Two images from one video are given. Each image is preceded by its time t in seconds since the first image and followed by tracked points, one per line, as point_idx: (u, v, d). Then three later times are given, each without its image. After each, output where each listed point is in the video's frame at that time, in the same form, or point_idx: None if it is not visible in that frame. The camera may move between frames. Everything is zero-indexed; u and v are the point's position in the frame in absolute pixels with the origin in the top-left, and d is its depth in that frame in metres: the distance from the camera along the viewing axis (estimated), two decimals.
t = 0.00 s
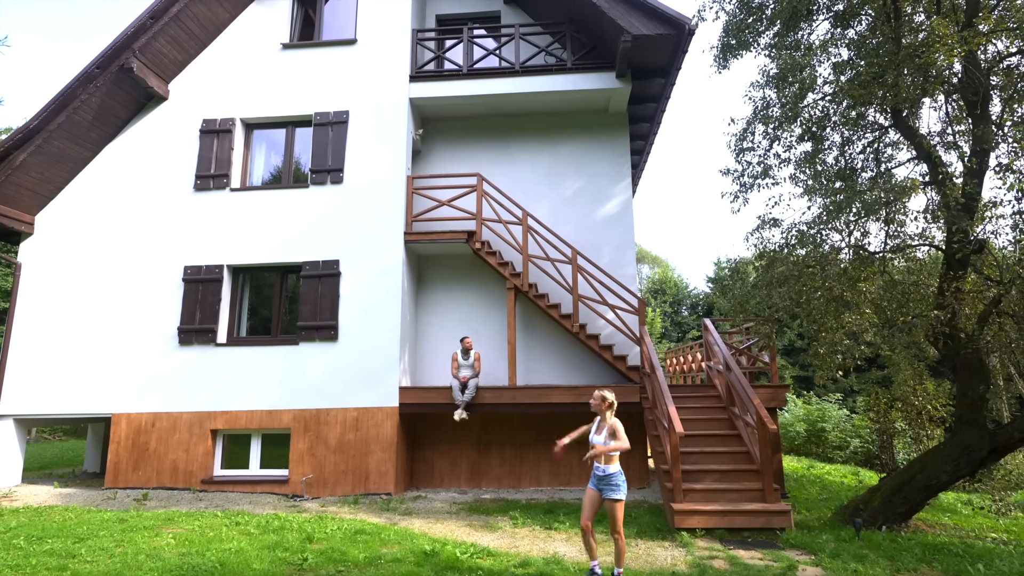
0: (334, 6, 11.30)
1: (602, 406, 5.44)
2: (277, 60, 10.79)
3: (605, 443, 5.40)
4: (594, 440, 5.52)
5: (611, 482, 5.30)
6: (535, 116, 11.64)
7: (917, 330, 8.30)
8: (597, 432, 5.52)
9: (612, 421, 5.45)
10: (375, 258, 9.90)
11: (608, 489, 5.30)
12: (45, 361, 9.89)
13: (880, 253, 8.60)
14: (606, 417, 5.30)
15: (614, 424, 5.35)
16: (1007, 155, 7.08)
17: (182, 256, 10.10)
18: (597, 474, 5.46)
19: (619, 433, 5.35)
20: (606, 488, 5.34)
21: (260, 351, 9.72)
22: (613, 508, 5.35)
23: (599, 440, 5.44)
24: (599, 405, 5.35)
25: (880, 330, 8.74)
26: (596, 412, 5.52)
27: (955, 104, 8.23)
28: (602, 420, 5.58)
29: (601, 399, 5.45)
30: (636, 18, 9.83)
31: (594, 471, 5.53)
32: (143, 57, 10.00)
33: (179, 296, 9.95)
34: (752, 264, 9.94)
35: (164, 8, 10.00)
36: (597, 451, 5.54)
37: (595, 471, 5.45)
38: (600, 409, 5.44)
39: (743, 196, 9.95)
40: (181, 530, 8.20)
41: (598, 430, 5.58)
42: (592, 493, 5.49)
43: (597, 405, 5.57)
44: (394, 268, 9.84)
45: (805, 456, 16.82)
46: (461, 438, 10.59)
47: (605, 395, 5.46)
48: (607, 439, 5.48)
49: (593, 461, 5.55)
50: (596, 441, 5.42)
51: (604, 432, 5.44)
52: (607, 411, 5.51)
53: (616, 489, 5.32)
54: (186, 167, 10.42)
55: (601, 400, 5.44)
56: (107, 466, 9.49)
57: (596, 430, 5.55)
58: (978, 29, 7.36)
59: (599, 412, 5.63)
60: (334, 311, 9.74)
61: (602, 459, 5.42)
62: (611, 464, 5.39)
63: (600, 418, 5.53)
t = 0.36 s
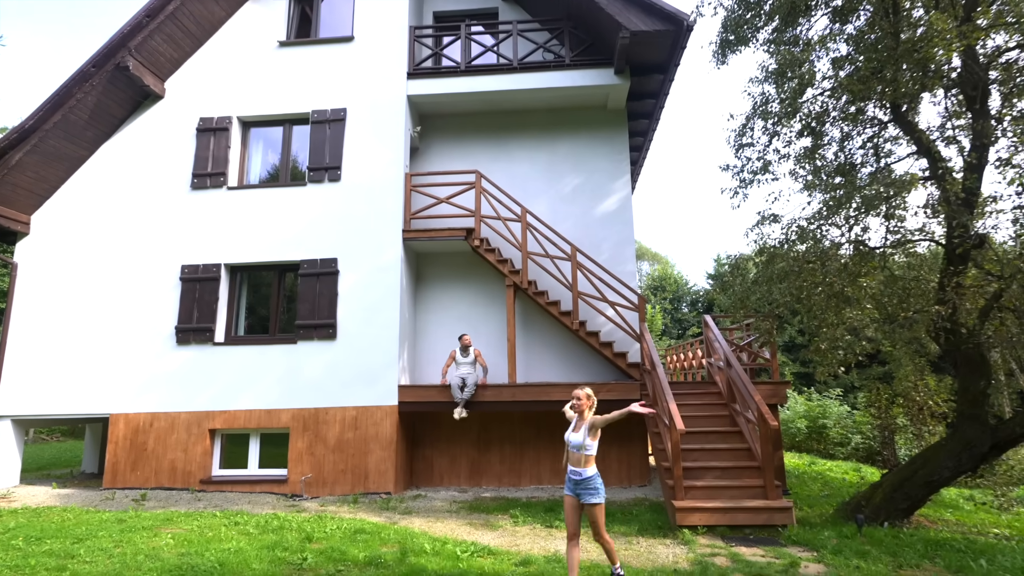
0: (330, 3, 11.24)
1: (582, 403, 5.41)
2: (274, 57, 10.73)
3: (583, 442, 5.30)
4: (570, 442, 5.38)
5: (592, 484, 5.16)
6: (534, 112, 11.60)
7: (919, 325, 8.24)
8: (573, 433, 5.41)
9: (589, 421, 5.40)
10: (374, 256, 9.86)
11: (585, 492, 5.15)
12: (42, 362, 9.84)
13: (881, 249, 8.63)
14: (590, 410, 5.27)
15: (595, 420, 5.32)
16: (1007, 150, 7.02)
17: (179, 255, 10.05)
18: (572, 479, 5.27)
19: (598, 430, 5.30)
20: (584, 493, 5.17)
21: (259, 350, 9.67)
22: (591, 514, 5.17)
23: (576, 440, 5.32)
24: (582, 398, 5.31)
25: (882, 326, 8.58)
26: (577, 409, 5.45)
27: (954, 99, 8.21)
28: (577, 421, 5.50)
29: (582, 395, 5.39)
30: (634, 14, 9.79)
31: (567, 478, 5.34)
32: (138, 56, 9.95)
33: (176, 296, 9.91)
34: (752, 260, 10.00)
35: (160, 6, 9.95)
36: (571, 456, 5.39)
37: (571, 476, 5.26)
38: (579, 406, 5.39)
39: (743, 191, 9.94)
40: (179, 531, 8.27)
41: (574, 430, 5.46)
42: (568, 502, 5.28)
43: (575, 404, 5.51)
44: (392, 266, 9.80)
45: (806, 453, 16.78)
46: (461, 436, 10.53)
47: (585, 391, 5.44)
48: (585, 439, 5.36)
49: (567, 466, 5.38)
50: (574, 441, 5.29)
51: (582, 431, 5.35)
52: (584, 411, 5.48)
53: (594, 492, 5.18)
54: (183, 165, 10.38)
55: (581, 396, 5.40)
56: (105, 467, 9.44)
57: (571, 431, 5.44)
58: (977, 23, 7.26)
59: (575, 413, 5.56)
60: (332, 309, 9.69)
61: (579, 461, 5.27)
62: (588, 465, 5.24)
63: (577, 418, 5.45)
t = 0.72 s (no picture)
0: None
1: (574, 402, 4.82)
2: (255, 33, 10.02)
3: (572, 443, 4.77)
4: (556, 443, 4.86)
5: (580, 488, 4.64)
6: (535, 92, 10.89)
7: (951, 321, 7.80)
8: (560, 433, 4.87)
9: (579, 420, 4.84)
10: (364, 246, 9.21)
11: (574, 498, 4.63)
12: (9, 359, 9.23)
13: (910, 238, 8.07)
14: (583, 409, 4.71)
15: (587, 420, 4.76)
16: None
17: (155, 246, 9.41)
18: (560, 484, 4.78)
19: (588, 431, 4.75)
20: (573, 498, 4.65)
21: (241, 347, 9.05)
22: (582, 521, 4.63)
23: (564, 441, 4.79)
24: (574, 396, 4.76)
25: (911, 321, 8.23)
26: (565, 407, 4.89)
27: (990, 77, 7.49)
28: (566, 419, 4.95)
29: (573, 394, 4.79)
30: None
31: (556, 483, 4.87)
32: (109, 31, 9.29)
33: (153, 289, 9.28)
34: (772, 250, 9.32)
35: None
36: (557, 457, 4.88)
37: (557, 480, 4.77)
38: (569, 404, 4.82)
39: (761, 176, 9.22)
40: (158, 541, 7.63)
41: (562, 429, 4.92)
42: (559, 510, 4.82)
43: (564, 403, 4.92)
44: (384, 256, 9.16)
45: (828, 457, 15.99)
46: (458, 440, 9.89)
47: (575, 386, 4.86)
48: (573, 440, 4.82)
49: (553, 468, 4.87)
50: (562, 442, 4.77)
51: (571, 430, 4.81)
52: (574, 409, 4.91)
53: (585, 497, 4.64)
54: (159, 149, 9.71)
55: (570, 393, 4.82)
56: (77, 473, 8.83)
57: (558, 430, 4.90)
58: None
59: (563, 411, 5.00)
60: (320, 303, 9.05)
61: (566, 464, 4.75)
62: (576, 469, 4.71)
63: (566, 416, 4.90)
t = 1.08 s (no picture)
0: None
1: (573, 405, 4.28)
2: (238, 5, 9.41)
3: (574, 451, 4.19)
4: (554, 451, 4.29)
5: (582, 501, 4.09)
6: (537, 69, 10.26)
7: (982, 313, 7.35)
8: (559, 440, 4.30)
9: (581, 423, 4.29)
10: (355, 234, 8.67)
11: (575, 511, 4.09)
12: None
13: (939, 225, 7.51)
14: (587, 414, 4.19)
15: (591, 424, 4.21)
16: None
17: (133, 234, 8.89)
18: (556, 496, 4.24)
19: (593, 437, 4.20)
20: (573, 512, 4.12)
21: (225, 341, 8.54)
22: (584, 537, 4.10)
23: (565, 449, 4.21)
24: (575, 399, 4.25)
25: (939, 314, 7.88)
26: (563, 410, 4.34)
27: None
28: (564, 423, 4.38)
29: (573, 397, 4.25)
30: None
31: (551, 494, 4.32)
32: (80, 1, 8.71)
33: (130, 279, 8.77)
34: (790, 238, 8.73)
35: None
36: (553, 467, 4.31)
37: (554, 492, 4.22)
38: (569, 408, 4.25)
39: (779, 159, 8.65)
40: (138, 545, 7.10)
41: (559, 435, 4.36)
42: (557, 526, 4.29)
43: (562, 407, 4.34)
44: (376, 244, 8.63)
45: (849, 459, 15.37)
46: (456, 440, 9.39)
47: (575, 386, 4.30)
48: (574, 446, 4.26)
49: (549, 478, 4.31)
50: (563, 450, 4.20)
51: (572, 436, 4.24)
52: (574, 412, 4.34)
53: (587, 509, 4.11)
54: (136, 130, 9.15)
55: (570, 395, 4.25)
56: (52, 474, 8.38)
57: (556, 436, 4.32)
58: None
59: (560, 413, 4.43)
60: (308, 294, 8.53)
61: (567, 474, 4.18)
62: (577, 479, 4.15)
63: (565, 420, 4.33)
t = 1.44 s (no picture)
0: None
1: (584, 401, 3.95)
2: None
3: (587, 452, 3.90)
4: (562, 452, 3.96)
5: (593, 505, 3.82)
6: (539, 56, 9.98)
7: (997, 309, 7.49)
8: (568, 440, 3.97)
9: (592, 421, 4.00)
10: (351, 227, 8.46)
11: (584, 517, 3.80)
12: None
13: (952, 218, 7.34)
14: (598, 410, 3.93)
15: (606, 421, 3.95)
16: None
17: (122, 226, 8.65)
18: (561, 500, 3.91)
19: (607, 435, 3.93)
20: (582, 517, 3.82)
21: (216, 337, 8.33)
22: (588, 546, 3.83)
23: (577, 450, 3.90)
24: (585, 394, 3.94)
25: (953, 310, 7.74)
26: (570, 408, 4.00)
27: None
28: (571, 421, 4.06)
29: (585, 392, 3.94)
30: None
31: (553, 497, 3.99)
32: None
33: (119, 273, 8.55)
34: (799, 232, 8.47)
35: None
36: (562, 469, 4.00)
37: (561, 495, 3.89)
38: (581, 405, 3.94)
39: (788, 149, 8.50)
40: (128, 546, 6.88)
41: (567, 434, 4.03)
42: (553, 533, 3.90)
43: (570, 404, 4.01)
44: (372, 237, 8.42)
45: (859, 458, 15.13)
46: (455, 439, 9.17)
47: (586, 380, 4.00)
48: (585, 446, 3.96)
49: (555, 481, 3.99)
50: (574, 450, 3.89)
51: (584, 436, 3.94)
52: (582, 409, 4.04)
53: (597, 515, 3.83)
54: (124, 119, 8.89)
55: (582, 391, 3.94)
56: (39, 473, 8.18)
57: (564, 436, 4.00)
58: None
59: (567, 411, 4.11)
60: (303, 289, 8.33)
61: (577, 476, 3.89)
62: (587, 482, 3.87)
63: (573, 418, 4.02)
